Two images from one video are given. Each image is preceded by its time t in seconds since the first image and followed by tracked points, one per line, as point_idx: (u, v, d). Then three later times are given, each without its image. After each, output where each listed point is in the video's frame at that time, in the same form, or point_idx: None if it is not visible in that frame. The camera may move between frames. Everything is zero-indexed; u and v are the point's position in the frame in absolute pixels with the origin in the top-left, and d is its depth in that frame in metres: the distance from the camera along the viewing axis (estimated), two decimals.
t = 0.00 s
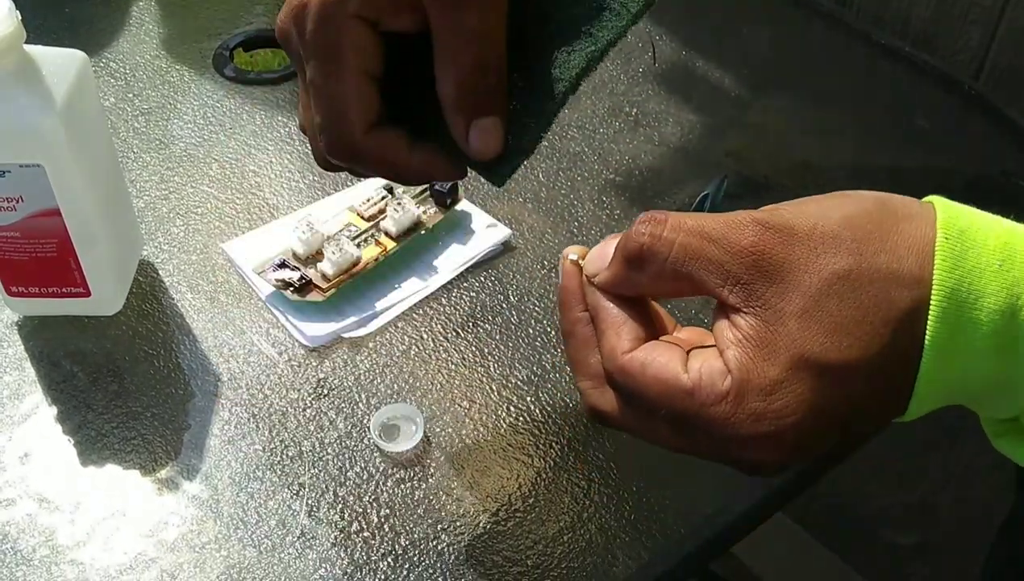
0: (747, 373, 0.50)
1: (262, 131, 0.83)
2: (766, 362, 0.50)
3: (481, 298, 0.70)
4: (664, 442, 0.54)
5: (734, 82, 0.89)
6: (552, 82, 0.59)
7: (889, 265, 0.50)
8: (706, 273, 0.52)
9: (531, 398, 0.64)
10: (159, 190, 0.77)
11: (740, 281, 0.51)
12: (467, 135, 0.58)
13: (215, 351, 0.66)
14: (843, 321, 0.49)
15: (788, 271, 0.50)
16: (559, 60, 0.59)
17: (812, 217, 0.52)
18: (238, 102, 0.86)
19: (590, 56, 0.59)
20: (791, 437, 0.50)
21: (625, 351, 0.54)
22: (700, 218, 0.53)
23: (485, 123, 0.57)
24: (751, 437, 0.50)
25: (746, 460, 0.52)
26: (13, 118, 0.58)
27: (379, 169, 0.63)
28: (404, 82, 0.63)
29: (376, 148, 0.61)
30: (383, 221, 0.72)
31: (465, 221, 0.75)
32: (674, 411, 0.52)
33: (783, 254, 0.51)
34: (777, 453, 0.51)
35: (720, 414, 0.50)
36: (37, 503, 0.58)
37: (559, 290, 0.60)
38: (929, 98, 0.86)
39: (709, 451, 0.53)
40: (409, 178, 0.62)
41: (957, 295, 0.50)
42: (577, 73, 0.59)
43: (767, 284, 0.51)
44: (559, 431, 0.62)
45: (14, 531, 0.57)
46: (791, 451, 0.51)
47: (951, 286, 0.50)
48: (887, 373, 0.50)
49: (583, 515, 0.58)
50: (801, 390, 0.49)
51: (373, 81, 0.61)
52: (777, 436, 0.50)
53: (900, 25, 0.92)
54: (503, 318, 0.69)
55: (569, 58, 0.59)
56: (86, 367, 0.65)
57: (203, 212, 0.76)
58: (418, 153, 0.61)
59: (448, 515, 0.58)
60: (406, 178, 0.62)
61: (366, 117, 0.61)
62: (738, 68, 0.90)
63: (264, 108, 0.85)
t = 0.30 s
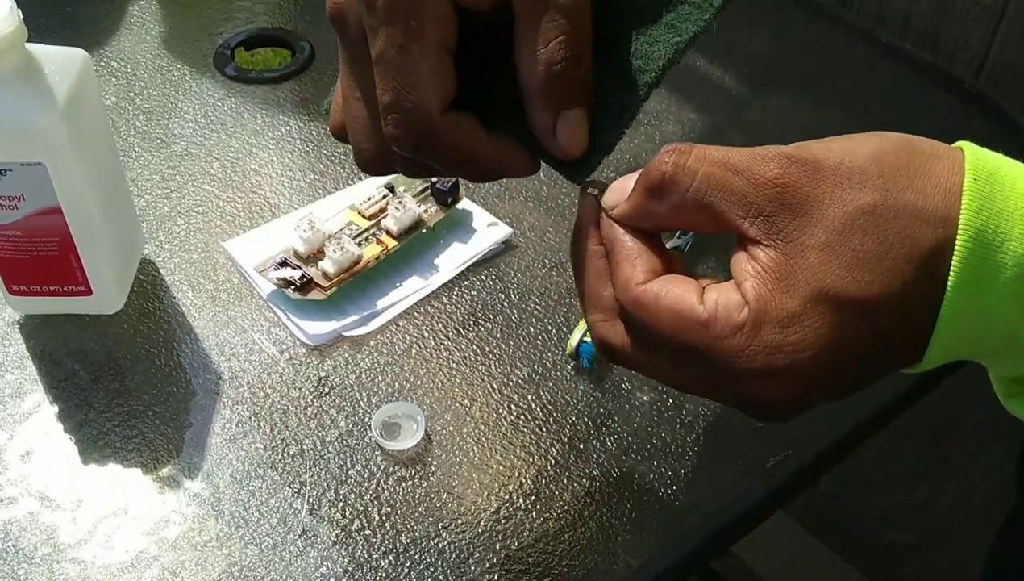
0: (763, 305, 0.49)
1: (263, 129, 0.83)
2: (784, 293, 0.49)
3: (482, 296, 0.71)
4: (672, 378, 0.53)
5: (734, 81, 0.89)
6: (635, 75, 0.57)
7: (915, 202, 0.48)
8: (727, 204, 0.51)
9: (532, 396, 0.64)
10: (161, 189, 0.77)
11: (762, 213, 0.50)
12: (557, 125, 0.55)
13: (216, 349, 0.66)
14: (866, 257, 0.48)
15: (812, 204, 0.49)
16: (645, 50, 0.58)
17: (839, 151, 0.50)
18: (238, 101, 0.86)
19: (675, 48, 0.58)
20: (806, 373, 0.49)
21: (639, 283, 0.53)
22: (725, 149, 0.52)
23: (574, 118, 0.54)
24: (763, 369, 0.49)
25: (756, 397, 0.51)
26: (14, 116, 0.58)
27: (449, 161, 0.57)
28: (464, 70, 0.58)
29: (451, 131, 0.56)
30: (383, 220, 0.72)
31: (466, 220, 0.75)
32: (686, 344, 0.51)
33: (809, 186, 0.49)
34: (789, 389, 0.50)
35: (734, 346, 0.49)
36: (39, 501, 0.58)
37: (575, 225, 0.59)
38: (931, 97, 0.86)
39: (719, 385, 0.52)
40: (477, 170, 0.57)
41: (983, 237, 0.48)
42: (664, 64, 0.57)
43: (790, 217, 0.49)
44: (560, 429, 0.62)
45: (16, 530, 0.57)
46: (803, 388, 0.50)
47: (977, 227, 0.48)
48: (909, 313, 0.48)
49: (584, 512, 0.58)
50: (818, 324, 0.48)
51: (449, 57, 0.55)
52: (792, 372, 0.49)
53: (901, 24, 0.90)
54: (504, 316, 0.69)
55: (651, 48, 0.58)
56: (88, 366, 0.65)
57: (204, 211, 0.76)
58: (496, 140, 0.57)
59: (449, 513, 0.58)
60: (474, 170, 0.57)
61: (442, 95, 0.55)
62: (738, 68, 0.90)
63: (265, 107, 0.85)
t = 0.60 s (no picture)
0: (769, 278, 0.49)
1: (262, 128, 0.83)
2: (791, 268, 0.48)
3: (480, 296, 0.71)
4: (677, 359, 0.53)
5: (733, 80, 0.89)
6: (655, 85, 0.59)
7: (919, 179, 0.49)
8: (732, 181, 0.51)
9: (531, 395, 0.64)
10: (159, 188, 0.77)
11: (767, 189, 0.50)
12: (538, 119, 0.57)
13: (214, 348, 0.66)
14: (871, 231, 0.48)
15: (816, 181, 0.49)
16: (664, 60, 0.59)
17: (843, 132, 0.51)
18: (236, 100, 0.86)
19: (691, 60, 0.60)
20: (813, 348, 0.49)
21: (642, 263, 0.53)
22: (728, 131, 0.52)
23: (558, 110, 0.57)
24: (769, 345, 0.49)
25: (761, 375, 0.50)
26: (12, 115, 0.58)
27: (428, 138, 0.56)
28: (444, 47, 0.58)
29: (435, 108, 0.55)
30: (382, 220, 0.72)
31: (466, 219, 0.75)
32: (691, 321, 0.50)
33: (813, 164, 0.49)
34: (796, 366, 0.49)
35: (741, 320, 0.49)
36: (37, 500, 0.58)
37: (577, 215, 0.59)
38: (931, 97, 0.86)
39: (722, 365, 0.51)
40: (455, 148, 0.57)
41: (987, 214, 0.48)
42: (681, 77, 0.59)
43: (795, 193, 0.49)
44: (559, 428, 0.62)
45: (14, 529, 0.57)
46: (810, 365, 0.49)
47: (982, 205, 0.48)
48: (916, 289, 0.48)
49: (583, 511, 0.58)
50: (825, 298, 0.48)
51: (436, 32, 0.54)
52: (800, 347, 0.49)
53: (900, 23, 0.89)
54: (502, 315, 0.69)
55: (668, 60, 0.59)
56: (87, 365, 0.65)
57: (203, 210, 0.76)
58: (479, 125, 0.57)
59: (447, 512, 0.58)
60: (453, 148, 0.57)
61: (425, 67, 0.54)
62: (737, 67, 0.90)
63: (264, 105, 0.85)
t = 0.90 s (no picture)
0: (759, 268, 0.49)
1: (260, 133, 0.83)
2: (780, 257, 0.48)
3: (478, 300, 0.71)
4: (665, 350, 0.53)
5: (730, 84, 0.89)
6: (657, 71, 0.59)
7: (912, 169, 0.48)
8: (721, 171, 0.51)
9: (528, 400, 0.64)
10: (157, 194, 0.78)
11: (757, 179, 0.50)
12: (579, 124, 0.57)
13: (212, 354, 0.66)
14: (863, 220, 0.48)
15: (807, 170, 0.49)
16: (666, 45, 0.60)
17: (834, 121, 0.50)
18: (233, 105, 0.86)
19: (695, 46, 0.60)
20: (802, 338, 0.49)
21: (630, 253, 0.53)
22: (718, 120, 0.52)
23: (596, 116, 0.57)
24: (759, 335, 0.49)
25: (750, 366, 0.51)
26: (10, 122, 0.58)
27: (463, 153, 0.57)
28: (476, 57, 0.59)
29: (474, 124, 0.56)
30: (380, 224, 0.72)
31: (464, 222, 0.75)
32: (680, 312, 0.50)
33: (804, 153, 0.49)
34: (784, 356, 0.49)
35: (730, 310, 0.49)
36: (36, 507, 0.59)
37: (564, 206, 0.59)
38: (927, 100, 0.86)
39: (711, 356, 0.51)
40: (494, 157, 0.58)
41: (979, 206, 0.48)
42: (683, 61, 0.59)
43: (785, 183, 0.49)
44: (556, 433, 0.62)
45: (13, 536, 0.57)
46: (799, 356, 0.49)
47: (974, 197, 0.48)
48: (908, 280, 0.48)
49: (580, 517, 0.58)
50: (816, 288, 0.48)
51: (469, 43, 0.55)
52: (789, 337, 0.49)
53: (897, 25, 0.89)
54: (500, 320, 0.69)
55: (669, 45, 0.60)
56: (85, 371, 0.65)
57: (200, 215, 0.76)
58: (517, 132, 0.58)
59: (445, 518, 0.58)
60: (491, 156, 0.58)
61: (461, 82, 0.55)
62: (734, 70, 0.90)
63: (262, 110, 0.85)
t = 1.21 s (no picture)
0: (757, 289, 0.49)
1: (260, 141, 0.83)
2: (778, 278, 0.48)
3: (477, 309, 0.71)
4: (665, 371, 0.53)
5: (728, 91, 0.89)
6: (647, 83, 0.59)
7: (906, 189, 0.49)
8: (719, 192, 0.51)
9: (527, 409, 0.65)
10: (157, 203, 0.78)
11: (754, 200, 0.50)
12: (536, 155, 0.61)
13: (212, 363, 0.67)
14: (858, 241, 0.48)
15: (803, 191, 0.49)
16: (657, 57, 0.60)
17: (829, 142, 0.51)
18: (233, 113, 0.86)
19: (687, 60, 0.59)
20: (800, 359, 0.49)
21: (630, 273, 0.53)
22: (714, 141, 0.52)
23: (553, 149, 0.61)
24: (758, 356, 0.49)
25: (749, 387, 0.50)
26: (10, 134, 0.59)
27: (429, 171, 0.59)
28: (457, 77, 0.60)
29: (443, 144, 0.58)
30: (379, 233, 0.72)
31: (462, 231, 0.76)
32: (679, 332, 0.50)
33: (800, 174, 0.50)
34: (783, 377, 0.49)
35: (729, 331, 0.49)
36: (36, 517, 0.59)
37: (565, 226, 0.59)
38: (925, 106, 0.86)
39: (711, 377, 0.51)
40: (462, 179, 0.60)
41: (974, 226, 0.48)
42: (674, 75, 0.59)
43: (782, 204, 0.50)
44: (555, 442, 0.63)
45: (14, 546, 0.57)
46: (798, 377, 0.49)
47: (969, 218, 0.48)
48: (902, 301, 0.48)
49: (578, 527, 0.59)
50: (813, 309, 0.48)
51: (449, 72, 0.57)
52: (787, 358, 0.49)
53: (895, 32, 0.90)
54: (499, 329, 0.70)
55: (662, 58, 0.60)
56: (85, 381, 0.65)
57: (200, 224, 0.76)
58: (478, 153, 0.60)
59: (443, 528, 0.58)
60: (460, 178, 0.60)
61: (438, 107, 0.57)
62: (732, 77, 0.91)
63: (262, 118, 0.86)
